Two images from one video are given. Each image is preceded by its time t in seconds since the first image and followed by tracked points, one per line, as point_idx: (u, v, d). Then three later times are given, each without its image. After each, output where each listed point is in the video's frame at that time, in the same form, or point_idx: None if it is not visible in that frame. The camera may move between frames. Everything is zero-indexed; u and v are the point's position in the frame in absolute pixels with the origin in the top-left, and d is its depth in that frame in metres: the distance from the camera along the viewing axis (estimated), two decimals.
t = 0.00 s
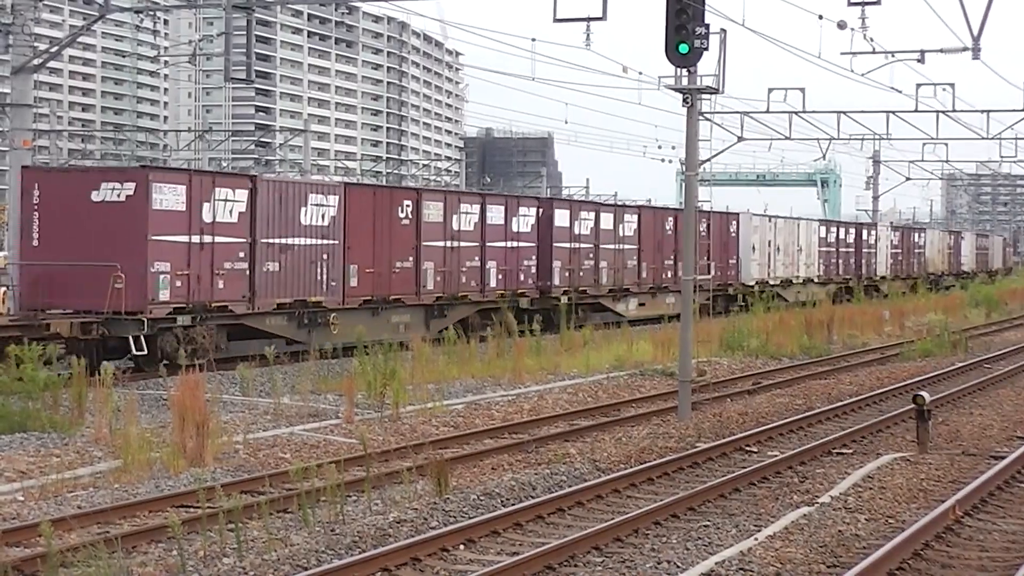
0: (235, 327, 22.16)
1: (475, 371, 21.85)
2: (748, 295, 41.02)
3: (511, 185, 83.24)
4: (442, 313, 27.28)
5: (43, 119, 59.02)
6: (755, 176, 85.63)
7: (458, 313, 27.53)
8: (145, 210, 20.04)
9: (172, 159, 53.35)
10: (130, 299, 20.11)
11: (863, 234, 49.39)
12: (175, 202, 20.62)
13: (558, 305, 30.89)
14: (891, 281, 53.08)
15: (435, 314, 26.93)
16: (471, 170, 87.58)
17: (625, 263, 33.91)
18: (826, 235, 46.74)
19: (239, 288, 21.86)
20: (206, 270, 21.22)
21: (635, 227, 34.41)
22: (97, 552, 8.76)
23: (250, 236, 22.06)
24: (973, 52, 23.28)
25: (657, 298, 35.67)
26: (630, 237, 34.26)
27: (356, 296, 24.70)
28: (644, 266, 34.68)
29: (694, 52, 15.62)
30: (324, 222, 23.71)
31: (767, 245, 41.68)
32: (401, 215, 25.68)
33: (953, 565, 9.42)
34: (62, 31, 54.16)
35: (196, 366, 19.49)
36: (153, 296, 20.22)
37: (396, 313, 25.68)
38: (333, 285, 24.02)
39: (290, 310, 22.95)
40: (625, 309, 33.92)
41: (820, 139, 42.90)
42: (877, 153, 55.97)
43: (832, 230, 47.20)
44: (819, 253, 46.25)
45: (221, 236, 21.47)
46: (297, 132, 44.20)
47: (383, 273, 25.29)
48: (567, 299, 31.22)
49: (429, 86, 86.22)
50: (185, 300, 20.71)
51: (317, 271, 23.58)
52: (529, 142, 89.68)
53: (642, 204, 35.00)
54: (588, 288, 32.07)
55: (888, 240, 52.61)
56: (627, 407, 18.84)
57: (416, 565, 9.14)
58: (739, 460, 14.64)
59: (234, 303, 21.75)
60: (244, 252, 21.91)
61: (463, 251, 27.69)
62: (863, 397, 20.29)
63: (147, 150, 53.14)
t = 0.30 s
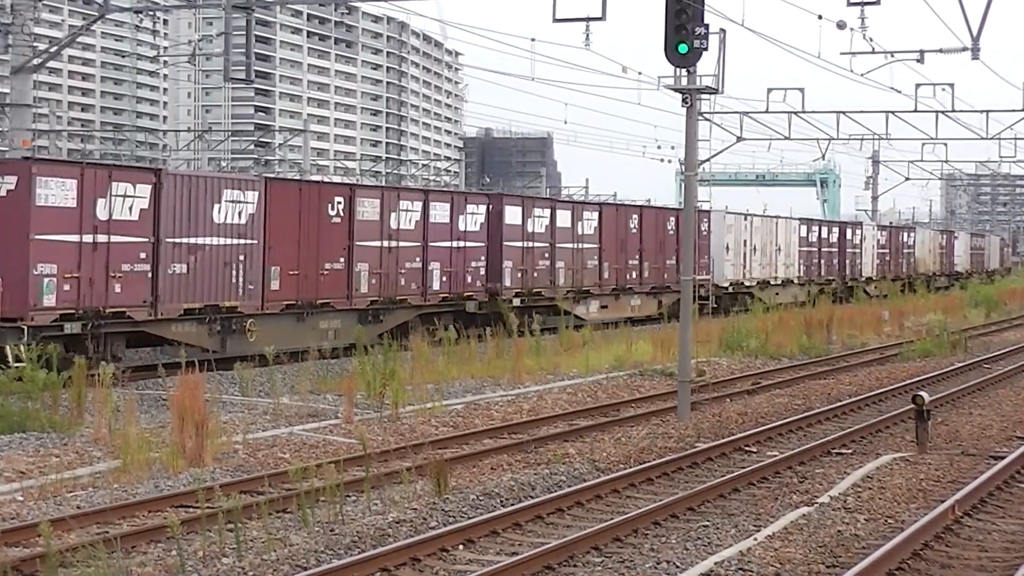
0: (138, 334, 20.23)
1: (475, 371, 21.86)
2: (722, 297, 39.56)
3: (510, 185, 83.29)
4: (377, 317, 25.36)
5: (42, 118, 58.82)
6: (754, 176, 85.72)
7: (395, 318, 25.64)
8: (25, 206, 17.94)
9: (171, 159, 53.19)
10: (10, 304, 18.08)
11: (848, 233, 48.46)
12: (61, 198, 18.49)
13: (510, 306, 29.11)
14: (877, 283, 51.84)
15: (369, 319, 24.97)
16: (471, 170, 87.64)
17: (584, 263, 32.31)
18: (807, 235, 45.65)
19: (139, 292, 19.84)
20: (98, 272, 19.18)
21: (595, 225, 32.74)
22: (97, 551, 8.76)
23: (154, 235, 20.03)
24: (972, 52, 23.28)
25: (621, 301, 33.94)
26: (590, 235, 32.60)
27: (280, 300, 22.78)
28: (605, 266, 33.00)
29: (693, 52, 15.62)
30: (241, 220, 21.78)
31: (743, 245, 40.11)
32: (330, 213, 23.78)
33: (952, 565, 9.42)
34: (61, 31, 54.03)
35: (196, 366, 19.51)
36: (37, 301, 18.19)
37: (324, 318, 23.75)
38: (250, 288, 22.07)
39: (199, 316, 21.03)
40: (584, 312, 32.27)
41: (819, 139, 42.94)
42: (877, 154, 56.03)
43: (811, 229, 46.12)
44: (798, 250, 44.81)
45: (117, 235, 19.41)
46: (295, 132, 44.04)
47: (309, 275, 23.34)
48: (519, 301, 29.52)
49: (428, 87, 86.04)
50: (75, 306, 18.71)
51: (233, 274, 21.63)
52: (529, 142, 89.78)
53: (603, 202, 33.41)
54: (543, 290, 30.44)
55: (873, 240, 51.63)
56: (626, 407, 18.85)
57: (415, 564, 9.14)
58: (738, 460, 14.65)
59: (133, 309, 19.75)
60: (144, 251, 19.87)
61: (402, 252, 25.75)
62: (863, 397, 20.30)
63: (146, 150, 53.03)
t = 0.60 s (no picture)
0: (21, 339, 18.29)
1: (475, 371, 21.83)
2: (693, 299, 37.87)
3: (510, 185, 83.22)
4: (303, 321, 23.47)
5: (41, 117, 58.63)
6: (754, 176, 85.60)
7: (324, 322, 23.76)
8: None
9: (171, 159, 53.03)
10: None
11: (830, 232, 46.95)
12: None
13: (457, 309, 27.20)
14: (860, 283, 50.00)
15: (292, 324, 23.01)
16: (471, 171, 87.59)
17: (540, 264, 30.37)
18: (787, 234, 43.86)
19: (21, 296, 17.86)
20: None
21: (553, 223, 30.79)
22: (97, 552, 8.75)
23: (37, 233, 18.06)
24: (972, 52, 23.27)
25: (581, 303, 32.05)
26: (547, 234, 30.67)
27: (188, 304, 20.71)
28: (563, 267, 31.14)
29: (693, 52, 15.62)
30: (141, 215, 19.75)
31: (717, 244, 38.10)
32: (246, 208, 21.75)
33: (953, 565, 9.41)
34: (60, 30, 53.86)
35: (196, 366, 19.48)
36: None
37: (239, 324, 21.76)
38: (153, 289, 20.05)
39: (92, 321, 19.14)
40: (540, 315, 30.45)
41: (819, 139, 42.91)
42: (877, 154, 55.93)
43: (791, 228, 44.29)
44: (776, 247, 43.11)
45: None
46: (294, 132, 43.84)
47: (222, 277, 21.31)
48: (467, 304, 27.53)
49: (428, 87, 85.92)
50: None
51: (131, 275, 19.59)
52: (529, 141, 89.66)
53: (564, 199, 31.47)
54: (495, 292, 28.53)
55: (860, 239, 49.95)
56: (627, 407, 18.85)
57: (415, 565, 9.13)
58: (739, 460, 14.65)
59: (13, 315, 17.76)
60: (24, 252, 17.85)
61: (332, 251, 23.76)
62: (863, 397, 20.29)
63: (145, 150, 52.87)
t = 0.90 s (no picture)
0: None
1: (474, 371, 21.84)
2: (660, 301, 36.39)
3: (510, 185, 83.18)
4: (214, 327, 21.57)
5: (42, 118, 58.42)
6: (754, 176, 85.60)
7: (240, 328, 21.90)
8: None
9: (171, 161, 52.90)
10: None
11: (811, 233, 45.54)
12: None
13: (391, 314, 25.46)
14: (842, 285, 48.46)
15: (201, 331, 21.13)
16: (470, 171, 87.60)
17: (491, 266, 28.69)
18: (764, 234, 42.28)
19: None
20: None
21: (504, 222, 29.12)
22: (96, 553, 8.75)
23: None
24: (971, 52, 23.27)
25: (536, 307, 30.45)
26: (497, 234, 29.00)
27: (75, 309, 18.71)
28: (515, 268, 29.48)
29: (692, 53, 15.62)
30: (21, 212, 17.72)
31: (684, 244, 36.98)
32: (146, 203, 19.85)
33: (951, 566, 9.41)
34: (59, 31, 53.77)
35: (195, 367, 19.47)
36: None
37: (139, 332, 19.86)
38: (34, 294, 18.00)
39: None
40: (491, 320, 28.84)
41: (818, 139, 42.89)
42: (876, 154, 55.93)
43: (767, 227, 42.66)
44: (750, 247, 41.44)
45: None
46: (295, 134, 43.49)
47: (118, 280, 19.39)
48: (405, 309, 25.80)
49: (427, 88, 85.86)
50: None
51: (8, 278, 17.52)
52: (528, 142, 89.65)
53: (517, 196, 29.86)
54: (437, 295, 26.75)
55: (844, 240, 48.70)
56: (627, 408, 18.86)
57: (414, 566, 9.13)
58: (739, 460, 14.66)
59: None
60: None
61: (248, 251, 21.97)
62: (862, 397, 20.29)
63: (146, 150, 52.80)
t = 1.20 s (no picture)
0: None
1: (473, 372, 21.85)
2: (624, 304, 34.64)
3: (508, 186, 83.20)
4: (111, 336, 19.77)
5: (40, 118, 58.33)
6: (752, 177, 85.59)
7: (136, 338, 20.08)
8: None
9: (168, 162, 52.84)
10: None
11: (789, 233, 44.24)
12: None
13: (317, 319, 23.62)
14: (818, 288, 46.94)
15: (92, 339, 19.33)
16: (468, 172, 87.61)
17: (433, 267, 26.65)
18: (738, 233, 40.74)
19: None
20: None
21: (449, 220, 27.05)
22: (95, 553, 8.76)
23: None
24: (969, 53, 23.26)
25: (484, 311, 28.50)
26: (440, 233, 26.93)
27: None
28: (461, 270, 27.46)
29: (690, 54, 15.63)
30: None
31: (651, 244, 35.72)
32: (26, 197, 18.01)
33: (949, 566, 9.42)
34: (57, 32, 53.68)
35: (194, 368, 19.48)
36: None
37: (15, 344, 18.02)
38: None
39: None
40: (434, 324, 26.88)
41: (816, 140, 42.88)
42: (874, 155, 55.91)
43: (741, 227, 41.20)
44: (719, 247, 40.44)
45: None
46: (291, 134, 43.42)
47: None
48: (332, 314, 23.92)
49: (425, 89, 85.83)
50: None
51: None
52: (526, 142, 89.60)
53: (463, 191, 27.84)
54: (436, 296, 26.79)
55: (825, 240, 47.31)
56: (625, 408, 18.89)
57: (414, 567, 9.14)
58: (737, 461, 14.70)
59: None
60: None
61: (149, 252, 20.08)
62: (860, 398, 20.34)
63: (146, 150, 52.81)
